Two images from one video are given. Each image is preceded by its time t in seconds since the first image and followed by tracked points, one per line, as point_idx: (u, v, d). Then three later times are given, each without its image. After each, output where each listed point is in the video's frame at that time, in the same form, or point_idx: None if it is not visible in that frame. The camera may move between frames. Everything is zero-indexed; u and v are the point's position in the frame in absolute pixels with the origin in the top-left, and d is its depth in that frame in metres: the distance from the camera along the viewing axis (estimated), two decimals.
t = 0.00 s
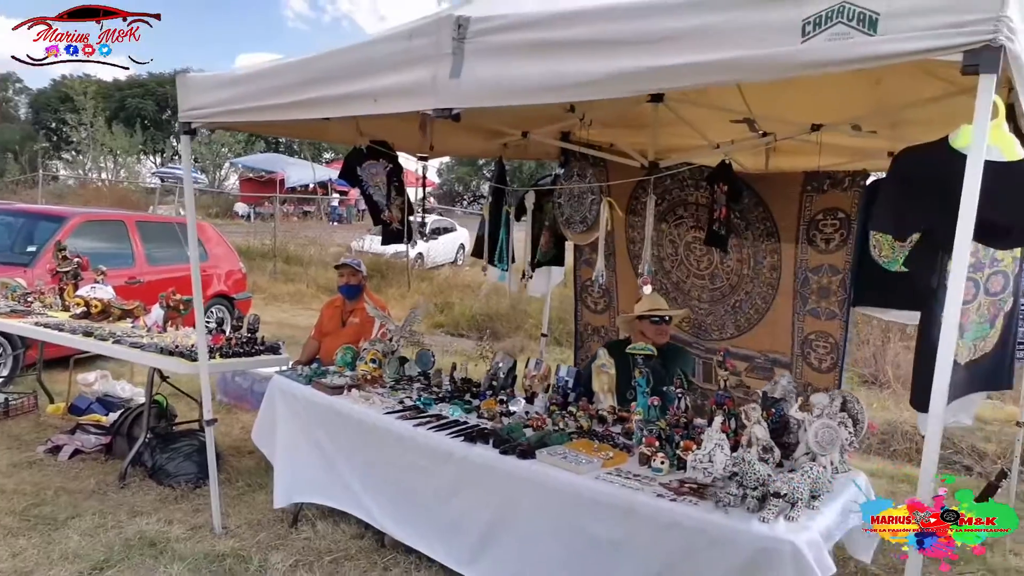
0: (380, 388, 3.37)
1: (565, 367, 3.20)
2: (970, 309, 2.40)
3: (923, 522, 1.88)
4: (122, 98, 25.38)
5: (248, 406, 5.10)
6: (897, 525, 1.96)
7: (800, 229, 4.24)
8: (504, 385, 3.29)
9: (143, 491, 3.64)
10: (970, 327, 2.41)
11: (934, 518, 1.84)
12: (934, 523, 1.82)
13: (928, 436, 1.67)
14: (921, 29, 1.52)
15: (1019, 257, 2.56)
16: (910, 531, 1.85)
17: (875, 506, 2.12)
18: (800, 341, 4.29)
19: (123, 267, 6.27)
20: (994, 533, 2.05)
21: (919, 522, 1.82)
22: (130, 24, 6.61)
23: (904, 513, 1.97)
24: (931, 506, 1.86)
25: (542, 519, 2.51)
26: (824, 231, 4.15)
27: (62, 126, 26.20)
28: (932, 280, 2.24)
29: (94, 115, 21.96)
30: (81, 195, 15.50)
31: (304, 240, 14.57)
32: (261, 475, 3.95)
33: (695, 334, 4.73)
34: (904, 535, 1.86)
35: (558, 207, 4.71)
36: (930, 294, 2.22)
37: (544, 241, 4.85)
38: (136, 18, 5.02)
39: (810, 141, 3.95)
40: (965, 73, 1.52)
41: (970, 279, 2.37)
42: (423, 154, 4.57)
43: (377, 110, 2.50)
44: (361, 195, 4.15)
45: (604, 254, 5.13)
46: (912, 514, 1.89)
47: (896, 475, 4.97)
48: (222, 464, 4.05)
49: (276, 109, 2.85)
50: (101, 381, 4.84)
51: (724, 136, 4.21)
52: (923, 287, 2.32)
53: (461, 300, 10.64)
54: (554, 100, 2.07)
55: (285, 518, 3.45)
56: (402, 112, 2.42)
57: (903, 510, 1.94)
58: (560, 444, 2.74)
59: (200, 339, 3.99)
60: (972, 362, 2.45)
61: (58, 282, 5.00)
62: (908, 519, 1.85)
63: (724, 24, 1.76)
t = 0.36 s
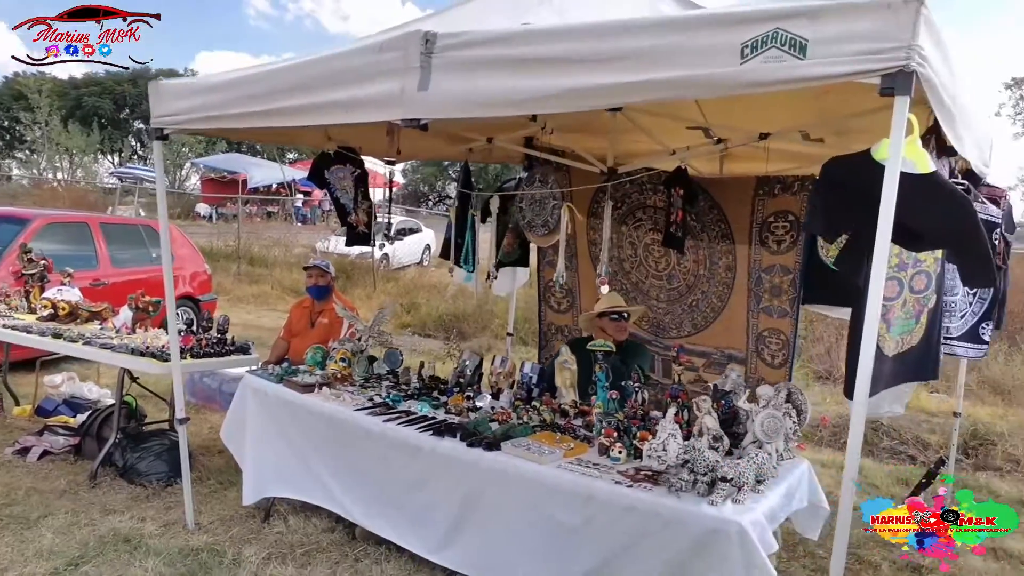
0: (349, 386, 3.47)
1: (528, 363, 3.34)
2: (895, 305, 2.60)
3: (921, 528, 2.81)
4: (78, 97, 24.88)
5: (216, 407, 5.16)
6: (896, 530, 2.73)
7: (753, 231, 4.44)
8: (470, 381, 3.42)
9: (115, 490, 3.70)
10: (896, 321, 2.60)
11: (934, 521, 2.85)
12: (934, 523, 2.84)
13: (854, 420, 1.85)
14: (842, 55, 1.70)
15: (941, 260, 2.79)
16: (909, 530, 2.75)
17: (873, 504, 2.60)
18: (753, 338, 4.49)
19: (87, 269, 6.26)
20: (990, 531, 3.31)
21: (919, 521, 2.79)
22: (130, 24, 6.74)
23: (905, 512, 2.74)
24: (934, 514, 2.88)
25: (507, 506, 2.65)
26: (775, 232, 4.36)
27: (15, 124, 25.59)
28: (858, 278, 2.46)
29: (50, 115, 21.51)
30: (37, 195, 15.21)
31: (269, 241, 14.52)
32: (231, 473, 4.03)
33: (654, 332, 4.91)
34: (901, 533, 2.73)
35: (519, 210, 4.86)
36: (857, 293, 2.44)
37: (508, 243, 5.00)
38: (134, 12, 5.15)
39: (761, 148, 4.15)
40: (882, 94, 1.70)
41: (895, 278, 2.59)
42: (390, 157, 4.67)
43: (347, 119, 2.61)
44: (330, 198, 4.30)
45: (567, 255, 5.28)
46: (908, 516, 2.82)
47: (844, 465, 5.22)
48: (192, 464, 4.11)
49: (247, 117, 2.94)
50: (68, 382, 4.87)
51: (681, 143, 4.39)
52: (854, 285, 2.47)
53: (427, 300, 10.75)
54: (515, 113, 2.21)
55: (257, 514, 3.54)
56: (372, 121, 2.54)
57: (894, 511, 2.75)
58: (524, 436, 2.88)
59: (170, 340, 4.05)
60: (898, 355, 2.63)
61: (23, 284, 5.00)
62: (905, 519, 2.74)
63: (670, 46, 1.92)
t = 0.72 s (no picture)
0: (319, 384, 3.55)
1: (494, 361, 3.45)
2: (834, 304, 2.81)
3: (922, 528, 3.85)
4: (46, 95, 24.49)
5: (188, 407, 5.20)
6: (895, 529, 3.93)
7: (713, 230, 4.56)
8: (437, 379, 3.52)
9: (86, 490, 3.75)
10: (835, 318, 2.82)
11: (938, 521, 3.85)
12: (935, 524, 3.79)
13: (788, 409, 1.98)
14: (774, 69, 1.81)
15: (876, 260, 2.94)
16: (914, 526, 3.84)
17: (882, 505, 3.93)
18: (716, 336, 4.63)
19: (56, 271, 6.25)
20: (998, 533, 4.08)
21: (920, 520, 3.81)
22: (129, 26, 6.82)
23: (901, 511, 4.00)
24: (939, 517, 3.87)
25: (469, 498, 2.76)
26: (735, 233, 4.49)
27: None
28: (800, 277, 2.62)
29: (18, 113, 21.19)
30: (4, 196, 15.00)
31: (242, 241, 14.47)
32: (203, 472, 4.09)
33: (620, 331, 5.04)
34: (907, 529, 3.84)
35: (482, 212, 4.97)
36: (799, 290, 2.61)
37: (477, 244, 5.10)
38: (139, 22, 5.28)
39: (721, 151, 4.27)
40: (810, 107, 1.82)
41: (834, 277, 2.78)
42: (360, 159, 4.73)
43: (313, 125, 2.70)
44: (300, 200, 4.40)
45: (535, 256, 5.39)
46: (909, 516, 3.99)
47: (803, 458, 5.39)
48: (163, 463, 4.17)
49: (216, 121, 3.02)
50: (39, 383, 4.87)
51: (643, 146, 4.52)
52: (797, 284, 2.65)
53: (401, 300, 10.82)
54: (474, 120, 2.32)
55: (228, 510, 3.61)
56: (338, 127, 2.63)
57: (893, 513, 4.00)
58: (488, 431, 2.98)
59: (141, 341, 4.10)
60: (837, 350, 2.87)
61: None
62: (913, 518, 3.84)
63: (617, 59, 2.04)
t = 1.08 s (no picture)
0: (286, 386, 3.67)
1: (456, 363, 3.57)
2: (778, 307, 2.91)
3: (921, 528, 4.08)
4: (30, 102, 24.41)
5: (164, 411, 5.28)
6: (895, 529, 4.15)
7: (675, 237, 4.72)
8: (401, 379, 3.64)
9: (59, 490, 3.83)
10: (780, 321, 2.91)
11: (936, 523, 4.09)
12: (933, 527, 4.04)
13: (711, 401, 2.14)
14: (693, 85, 1.97)
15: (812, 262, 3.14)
16: (909, 530, 4.09)
17: (879, 510, 4.28)
18: (679, 340, 4.77)
19: (34, 277, 6.33)
20: (997, 532, 4.27)
21: (917, 524, 4.07)
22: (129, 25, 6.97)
23: (901, 513, 4.25)
24: (937, 518, 4.13)
25: (427, 493, 2.88)
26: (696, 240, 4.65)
27: None
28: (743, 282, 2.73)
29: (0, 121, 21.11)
30: None
31: (225, 249, 14.52)
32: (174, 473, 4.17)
33: (587, 335, 5.18)
34: (903, 533, 4.10)
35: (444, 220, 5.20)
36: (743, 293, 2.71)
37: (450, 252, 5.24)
38: (139, 23, 5.42)
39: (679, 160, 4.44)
40: (727, 120, 1.97)
41: (776, 281, 2.88)
42: (331, 167, 4.86)
43: (277, 135, 2.83)
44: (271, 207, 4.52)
45: (505, 262, 5.52)
46: (909, 517, 4.23)
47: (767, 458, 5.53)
48: (136, 464, 4.26)
49: (185, 132, 3.14)
50: (15, 388, 4.90)
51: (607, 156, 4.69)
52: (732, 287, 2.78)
53: (382, 306, 10.90)
54: (427, 132, 2.46)
55: (198, 509, 3.71)
56: (300, 137, 2.77)
57: (893, 513, 4.25)
58: (446, 429, 3.11)
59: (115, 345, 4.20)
60: (785, 352, 2.96)
61: None
62: (907, 522, 4.12)
63: (557, 76, 2.20)
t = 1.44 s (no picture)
0: (271, 382, 3.77)
1: (437, 360, 3.65)
2: (756, 305, 3.02)
3: (922, 528, 4.04)
4: (26, 104, 24.39)
5: (153, 409, 5.35)
6: (895, 529, 4.16)
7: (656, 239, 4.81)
8: (383, 376, 3.73)
9: (47, 485, 3.91)
10: (759, 319, 3.01)
11: (936, 521, 4.09)
12: (933, 525, 4.03)
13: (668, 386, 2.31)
14: (652, 91, 2.10)
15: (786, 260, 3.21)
16: (909, 529, 4.12)
17: (879, 511, 4.34)
18: (658, 339, 4.82)
19: (26, 277, 6.39)
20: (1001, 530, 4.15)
21: (917, 524, 4.08)
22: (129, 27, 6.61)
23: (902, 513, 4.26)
24: (935, 516, 4.14)
25: (404, 485, 2.97)
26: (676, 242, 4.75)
27: None
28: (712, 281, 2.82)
29: None
30: None
31: (219, 250, 14.56)
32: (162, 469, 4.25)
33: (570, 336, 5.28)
34: (903, 532, 4.12)
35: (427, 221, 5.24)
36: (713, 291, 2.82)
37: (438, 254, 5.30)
38: (138, 21, 5.47)
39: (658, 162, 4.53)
40: (685, 124, 2.09)
41: (751, 280, 3.02)
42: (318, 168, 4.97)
43: (260, 138, 2.93)
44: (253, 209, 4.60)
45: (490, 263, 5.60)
46: (910, 517, 4.22)
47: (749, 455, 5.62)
48: (125, 460, 4.33)
49: (171, 134, 3.24)
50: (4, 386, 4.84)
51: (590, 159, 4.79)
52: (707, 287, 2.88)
53: (375, 307, 10.97)
54: (402, 134, 2.56)
55: (183, 504, 3.79)
56: (282, 140, 2.87)
57: (894, 513, 4.25)
58: (425, 423, 3.19)
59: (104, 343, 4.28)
60: (768, 350, 3.05)
61: None
62: (906, 522, 4.14)
63: (525, 81, 2.31)
